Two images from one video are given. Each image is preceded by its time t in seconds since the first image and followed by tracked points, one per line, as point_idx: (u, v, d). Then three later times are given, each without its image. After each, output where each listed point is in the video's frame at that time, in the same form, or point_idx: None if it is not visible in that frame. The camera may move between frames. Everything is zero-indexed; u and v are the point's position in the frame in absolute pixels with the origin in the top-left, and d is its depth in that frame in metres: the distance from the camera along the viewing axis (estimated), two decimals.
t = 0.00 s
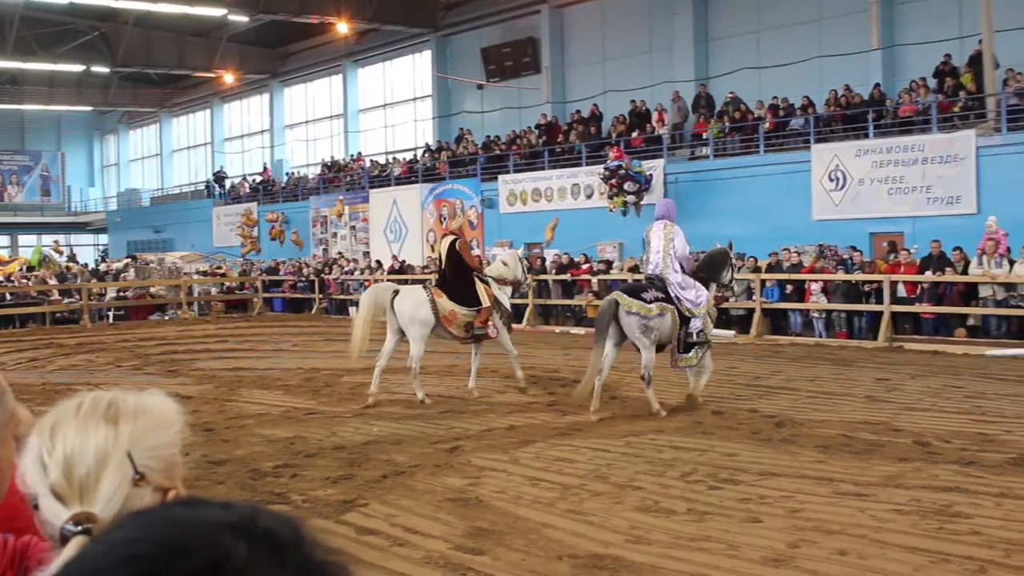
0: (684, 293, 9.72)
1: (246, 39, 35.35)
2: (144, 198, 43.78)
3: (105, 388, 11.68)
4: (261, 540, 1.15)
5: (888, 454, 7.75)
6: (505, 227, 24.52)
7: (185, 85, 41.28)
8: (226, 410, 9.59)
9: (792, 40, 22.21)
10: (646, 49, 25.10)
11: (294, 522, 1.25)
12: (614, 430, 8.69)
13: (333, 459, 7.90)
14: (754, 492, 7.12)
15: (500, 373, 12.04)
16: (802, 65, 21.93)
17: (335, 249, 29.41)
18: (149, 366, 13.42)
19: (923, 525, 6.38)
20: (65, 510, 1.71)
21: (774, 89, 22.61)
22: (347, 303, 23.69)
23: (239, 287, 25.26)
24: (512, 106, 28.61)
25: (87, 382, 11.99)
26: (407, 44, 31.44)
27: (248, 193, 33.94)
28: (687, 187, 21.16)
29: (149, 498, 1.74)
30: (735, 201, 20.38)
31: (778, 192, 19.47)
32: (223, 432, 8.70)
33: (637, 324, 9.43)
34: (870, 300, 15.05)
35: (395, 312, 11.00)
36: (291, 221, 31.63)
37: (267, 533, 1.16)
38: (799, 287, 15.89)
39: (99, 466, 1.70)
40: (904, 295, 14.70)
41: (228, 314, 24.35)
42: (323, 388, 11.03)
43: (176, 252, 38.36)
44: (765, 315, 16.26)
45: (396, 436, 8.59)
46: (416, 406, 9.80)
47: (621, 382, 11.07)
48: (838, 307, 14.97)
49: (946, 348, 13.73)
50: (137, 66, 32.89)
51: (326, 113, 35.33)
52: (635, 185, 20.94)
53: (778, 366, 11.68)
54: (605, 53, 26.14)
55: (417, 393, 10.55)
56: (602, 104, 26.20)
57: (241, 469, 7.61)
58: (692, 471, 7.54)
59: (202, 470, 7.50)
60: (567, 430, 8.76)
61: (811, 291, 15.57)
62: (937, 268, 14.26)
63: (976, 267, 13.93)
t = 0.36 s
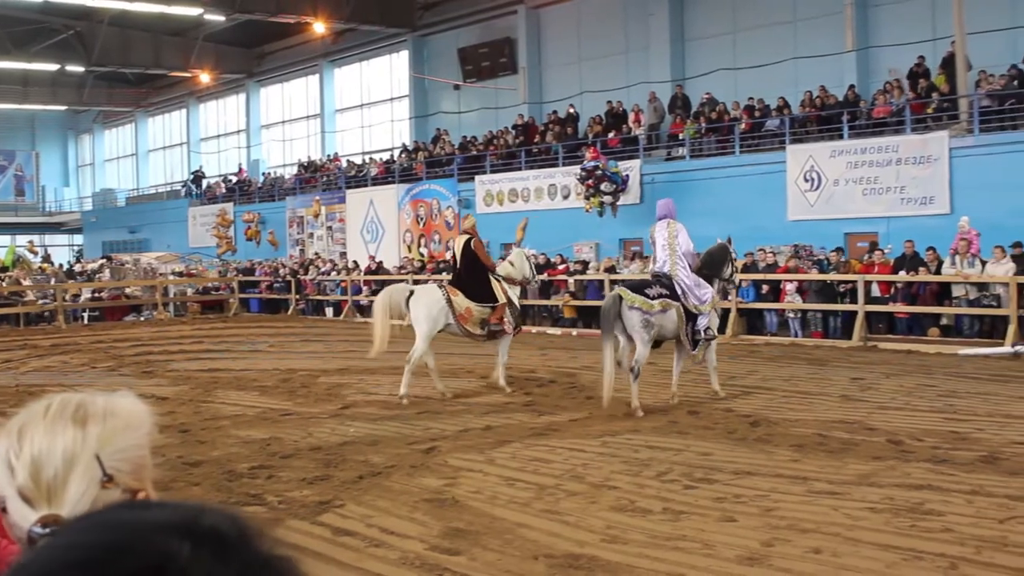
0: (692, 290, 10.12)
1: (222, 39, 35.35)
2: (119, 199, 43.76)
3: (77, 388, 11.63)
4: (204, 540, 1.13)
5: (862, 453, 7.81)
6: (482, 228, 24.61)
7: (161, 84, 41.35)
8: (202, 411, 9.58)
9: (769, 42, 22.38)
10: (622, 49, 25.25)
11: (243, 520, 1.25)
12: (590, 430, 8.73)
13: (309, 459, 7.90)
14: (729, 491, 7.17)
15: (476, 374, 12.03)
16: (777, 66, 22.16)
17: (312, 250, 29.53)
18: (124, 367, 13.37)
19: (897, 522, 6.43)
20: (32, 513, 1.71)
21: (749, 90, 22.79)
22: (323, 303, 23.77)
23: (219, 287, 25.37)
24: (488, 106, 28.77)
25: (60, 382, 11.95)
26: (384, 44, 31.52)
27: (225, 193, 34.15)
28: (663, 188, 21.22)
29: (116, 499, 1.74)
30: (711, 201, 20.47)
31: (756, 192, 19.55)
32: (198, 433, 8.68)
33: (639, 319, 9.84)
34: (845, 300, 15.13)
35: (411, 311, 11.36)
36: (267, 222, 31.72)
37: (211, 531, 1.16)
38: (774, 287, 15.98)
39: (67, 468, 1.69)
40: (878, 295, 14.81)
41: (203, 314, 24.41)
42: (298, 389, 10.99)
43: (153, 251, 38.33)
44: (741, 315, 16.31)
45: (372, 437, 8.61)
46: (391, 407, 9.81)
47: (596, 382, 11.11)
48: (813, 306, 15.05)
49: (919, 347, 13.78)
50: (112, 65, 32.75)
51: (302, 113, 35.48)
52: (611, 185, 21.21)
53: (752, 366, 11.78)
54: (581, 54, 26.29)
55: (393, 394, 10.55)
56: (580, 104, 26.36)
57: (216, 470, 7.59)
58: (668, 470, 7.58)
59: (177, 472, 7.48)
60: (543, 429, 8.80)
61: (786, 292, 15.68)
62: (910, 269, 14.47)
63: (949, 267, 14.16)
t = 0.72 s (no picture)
0: (689, 294, 10.28)
1: (198, 38, 35.29)
2: (95, 199, 43.60)
3: (50, 390, 11.55)
4: (145, 541, 1.15)
5: (838, 452, 7.87)
6: (459, 229, 24.60)
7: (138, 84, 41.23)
8: (177, 413, 9.55)
9: (745, 43, 22.57)
10: (600, 49, 25.38)
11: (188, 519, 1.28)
12: (566, 430, 8.76)
13: (286, 460, 7.89)
14: (705, 490, 7.20)
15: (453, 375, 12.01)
16: (753, 68, 22.35)
17: (288, 250, 29.56)
18: (99, 369, 13.28)
19: (870, 521, 6.48)
20: None
21: (726, 91, 22.96)
22: (300, 304, 23.79)
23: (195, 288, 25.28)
24: (466, 106, 28.87)
25: (32, 383, 11.87)
26: (362, 43, 31.55)
27: (201, 193, 34.15)
28: (640, 188, 21.37)
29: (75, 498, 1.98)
30: (687, 201, 20.56)
31: (734, 192, 19.64)
32: (174, 434, 8.66)
33: (634, 320, 10.00)
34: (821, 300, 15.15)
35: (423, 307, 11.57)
36: (244, 222, 31.76)
37: (150, 533, 1.17)
38: (751, 288, 16.01)
39: (25, 467, 1.94)
40: (853, 295, 14.82)
41: (180, 315, 24.32)
42: (274, 390, 10.96)
43: (130, 251, 38.17)
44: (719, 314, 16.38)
45: (349, 437, 8.60)
46: (368, 407, 9.80)
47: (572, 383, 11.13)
48: (789, 306, 15.13)
49: (894, 347, 13.87)
50: (87, 64, 32.56)
51: (279, 113, 35.55)
52: (588, 185, 21.34)
53: (729, 366, 11.87)
54: (559, 54, 26.40)
55: (370, 395, 10.55)
56: (557, 105, 26.48)
57: (192, 471, 7.56)
58: (644, 470, 7.61)
59: (152, 474, 7.45)
60: (520, 429, 8.81)
61: (762, 292, 15.76)
62: (885, 268, 14.57)
63: (923, 267, 14.25)
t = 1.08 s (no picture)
0: (685, 288, 10.46)
1: (174, 37, 35.20)
2: (71, 199, 43.42)
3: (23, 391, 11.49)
4: (102, 541, 1.18)
5: (813, 451, 7.92)
6: (436, 228, 24.61)
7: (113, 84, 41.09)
8: (153, 414, 9.52)
9: (721, 43, 22.71)
10: (578, 50, 25.48)
11: (144, 516, 1.30)
12: (543, 430, 8.78)
13: (262, 461, 7.87)
14: (682, 489, 7.23)
15: (430, 375, 12.01)
16: (728, 69, 22.52)
17: (265, 250, 29.54)
18: (74, 369, 13.21)
19: (846, 519, 6.52)
20: None
21: (703, 92, 23.11)
22: (277, 305, 23.79)
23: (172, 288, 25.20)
24: (444, 106, 28.95)
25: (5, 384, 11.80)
26: (339, 43, 31.53)
27: (177, 193, 34.12)
28: (617, 189, 21.49)
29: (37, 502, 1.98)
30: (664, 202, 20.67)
31: (712, 192, 19.75)
32: (150, 435, 8.62)
33: (634, 315, 10.26)
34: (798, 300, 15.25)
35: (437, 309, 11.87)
36: (221, 222, 31.73)
37: (109, 532, 1.20)
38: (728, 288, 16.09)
39: None
40: (830, 295, 14.96)
41: (156, 316, 24.23)
42: (251, 390, 10.93)
43: (106, 251, 38.01)
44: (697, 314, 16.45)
45: (327, 438, 8.59)
46: (345, 408, 9.80)
47: (549, 382, 11.16)
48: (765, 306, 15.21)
49: (870, 346, 13.99)
50: (62, 63, 32.38)
51: (256, 113, 35.57)
52: (566, 185, 21.41)
53: (706, 366, 11.97)
54: (537, 55, 26.51)
55: (347, 395, 10.54)
56: (534, 105, 26.57)
57: (168, 473, 7.53)
58: (621, 470, 7.64)
59: (128, 475, 7.42)
60: (497, 429, 8.83)
61: (740, 292, 15.85)
62: (861, 268, 14.72)
63: (898, 267, 14.38)
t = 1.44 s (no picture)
0: (691, 285, 10.67)
1: (151, 37, 35.10)
2: (48, 200, 43.15)
3: None
4: (50, 541, 1.20)
5: (789, 449, 7.97)
6: (414, 228, 24.58)
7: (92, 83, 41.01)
8: (130, 415, 9.47)
9: (698, 43, 22.82)
10: (556, 49, 25.56)
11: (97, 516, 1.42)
12: (521, 430, 8.80)
13: (239, 462, 7.85)
14: (659, 488, 7.26)
15: (407, 375, 11.99)
16: (706, 69, 22.63)
17: (243, 250, 29.46)
18: (49, 371, 13.12)
19: (821, 517, 6.56)
20: None
21: (680, 92, 23.20)
22: (255, 305, 23.75)
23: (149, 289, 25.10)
24: (421, 106, 28.99)
25: None
26: (316, 43, 31.51)
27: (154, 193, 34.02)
28: (594, 188, 21.59)
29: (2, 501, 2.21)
30: (641, 202, 20.75)
31: (689, 192, 19.84)
32: (126, 436, 8.59)
33: (633, 313, 10.38)
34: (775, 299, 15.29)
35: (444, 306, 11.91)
36: (198, 222, 31.65)
37: (58, 531, 1.22)
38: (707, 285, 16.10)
39: None
40: (806, 293, 15.00)
41: (132, 317, 24.12)
42: (228, 391, 10.90)
43: (83, 251, 37.83)
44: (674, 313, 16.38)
45: (304, 438, 8.58)
46: (324, 408, 9.78)
47: (527, 382, 11.17)
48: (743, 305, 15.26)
49: (846, 345, 14.09)
50: (37, 62, 32.17)
51: (233, 113, 35.55)
52: (544, 185, 21.32)
53: (683, 365, 12.05)
54: (515, 55, 26.57)
55: (325, 395, 10.53)
56: (512, 105, 26.64)
57: (143, 475, 7.50)
58: (598, 469, 7.66)
59: (104, 477, 7.40)
60: (475, 429, 8.84)
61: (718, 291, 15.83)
62: (838, 268, 14.79)
63: (874, 266, 14.48)
